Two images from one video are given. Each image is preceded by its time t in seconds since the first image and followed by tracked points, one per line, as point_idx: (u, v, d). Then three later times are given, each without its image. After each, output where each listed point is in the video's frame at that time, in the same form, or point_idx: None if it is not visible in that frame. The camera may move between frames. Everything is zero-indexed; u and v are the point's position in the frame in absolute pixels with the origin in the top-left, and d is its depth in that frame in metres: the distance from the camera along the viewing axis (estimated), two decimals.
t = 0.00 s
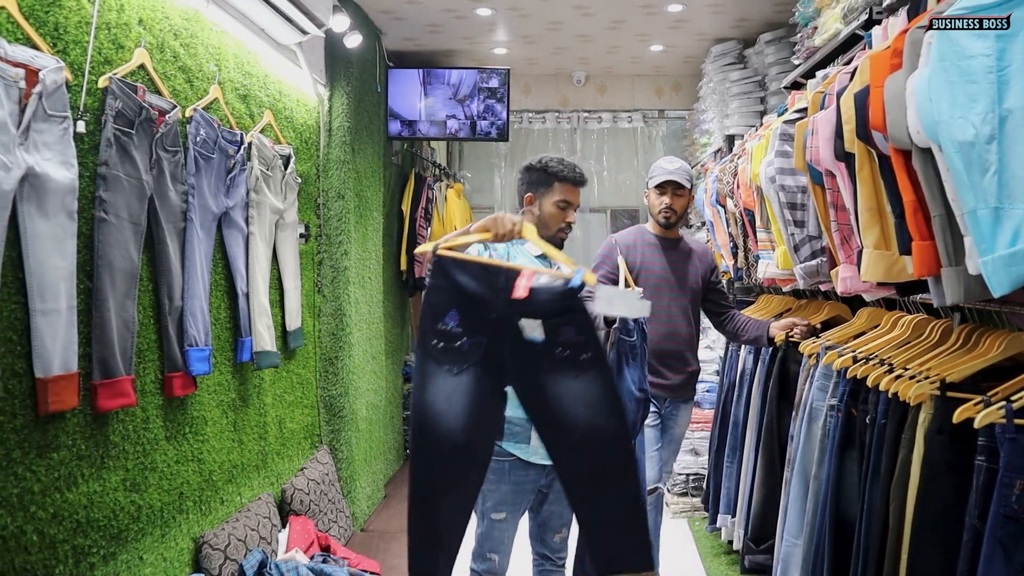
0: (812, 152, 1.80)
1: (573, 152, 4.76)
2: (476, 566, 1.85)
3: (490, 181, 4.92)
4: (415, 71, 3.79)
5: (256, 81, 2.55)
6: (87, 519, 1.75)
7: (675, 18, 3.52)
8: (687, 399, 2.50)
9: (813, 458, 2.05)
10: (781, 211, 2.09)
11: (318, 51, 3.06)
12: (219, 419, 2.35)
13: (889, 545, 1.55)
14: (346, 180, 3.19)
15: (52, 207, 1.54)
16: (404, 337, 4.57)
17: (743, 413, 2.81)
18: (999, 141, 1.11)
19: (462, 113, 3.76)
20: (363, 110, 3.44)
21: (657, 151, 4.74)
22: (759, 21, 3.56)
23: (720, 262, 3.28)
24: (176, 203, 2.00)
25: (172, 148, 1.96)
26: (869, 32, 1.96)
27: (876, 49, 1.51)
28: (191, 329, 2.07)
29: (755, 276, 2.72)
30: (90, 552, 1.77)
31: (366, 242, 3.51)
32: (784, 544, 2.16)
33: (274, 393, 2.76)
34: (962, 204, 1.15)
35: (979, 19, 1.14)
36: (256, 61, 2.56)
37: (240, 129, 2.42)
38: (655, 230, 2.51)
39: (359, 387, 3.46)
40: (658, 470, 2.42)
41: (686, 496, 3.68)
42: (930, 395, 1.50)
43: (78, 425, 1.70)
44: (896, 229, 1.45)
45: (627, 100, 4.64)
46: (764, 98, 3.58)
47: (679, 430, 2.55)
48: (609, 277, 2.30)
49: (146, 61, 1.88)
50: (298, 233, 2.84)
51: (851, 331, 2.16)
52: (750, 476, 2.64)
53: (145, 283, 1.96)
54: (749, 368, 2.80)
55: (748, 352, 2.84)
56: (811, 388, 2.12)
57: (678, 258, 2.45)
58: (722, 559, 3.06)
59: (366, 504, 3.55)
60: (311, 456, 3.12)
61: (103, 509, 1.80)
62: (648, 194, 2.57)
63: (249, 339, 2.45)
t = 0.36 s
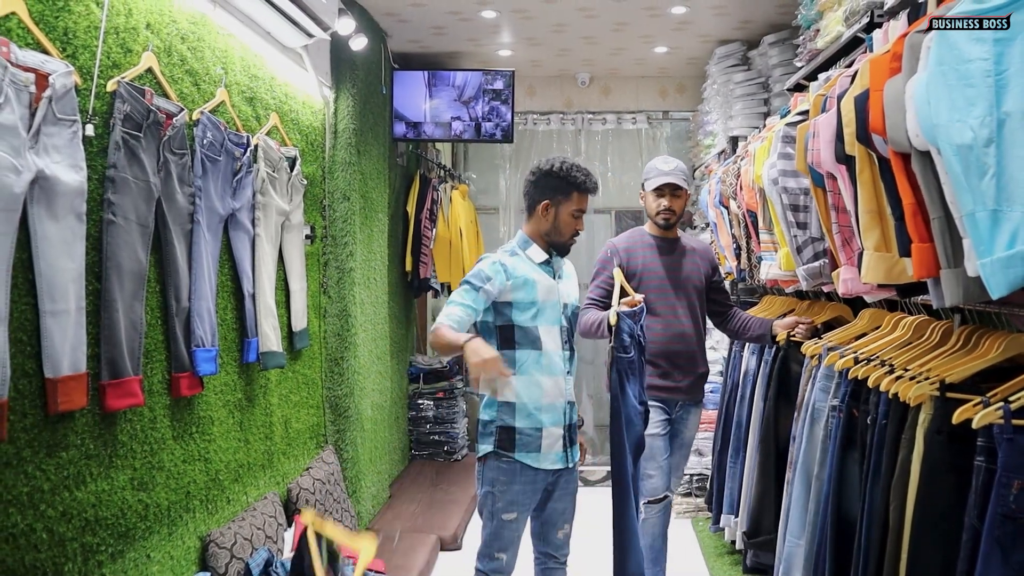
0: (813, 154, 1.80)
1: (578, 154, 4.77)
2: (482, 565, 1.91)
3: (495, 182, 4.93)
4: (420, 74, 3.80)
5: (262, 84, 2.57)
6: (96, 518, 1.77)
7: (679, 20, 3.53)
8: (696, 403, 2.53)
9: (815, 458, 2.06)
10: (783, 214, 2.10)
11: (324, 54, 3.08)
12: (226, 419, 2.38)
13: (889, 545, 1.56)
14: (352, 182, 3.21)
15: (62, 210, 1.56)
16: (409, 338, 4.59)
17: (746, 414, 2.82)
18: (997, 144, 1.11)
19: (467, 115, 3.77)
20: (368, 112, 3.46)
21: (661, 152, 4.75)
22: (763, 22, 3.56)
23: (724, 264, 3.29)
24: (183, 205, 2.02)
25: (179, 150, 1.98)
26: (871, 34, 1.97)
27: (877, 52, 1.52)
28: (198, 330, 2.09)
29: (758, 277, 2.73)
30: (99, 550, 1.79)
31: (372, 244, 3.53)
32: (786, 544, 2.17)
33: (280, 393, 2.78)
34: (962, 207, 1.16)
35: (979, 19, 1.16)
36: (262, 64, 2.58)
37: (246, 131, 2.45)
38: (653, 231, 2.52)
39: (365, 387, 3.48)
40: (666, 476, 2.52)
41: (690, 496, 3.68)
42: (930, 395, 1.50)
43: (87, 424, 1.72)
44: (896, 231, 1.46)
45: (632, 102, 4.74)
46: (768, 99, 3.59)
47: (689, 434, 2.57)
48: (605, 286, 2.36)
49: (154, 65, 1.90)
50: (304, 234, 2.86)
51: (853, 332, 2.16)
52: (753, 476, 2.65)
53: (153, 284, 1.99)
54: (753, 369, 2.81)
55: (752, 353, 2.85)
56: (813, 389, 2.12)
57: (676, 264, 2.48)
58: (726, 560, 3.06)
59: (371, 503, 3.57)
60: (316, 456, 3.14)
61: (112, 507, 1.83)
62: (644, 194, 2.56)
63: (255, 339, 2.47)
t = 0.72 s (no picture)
0: (813, 150, 1.82)
1: (582, 152, 4.79)
2: (486, 557, 1.93)
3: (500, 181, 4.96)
4: (425, 73, 3.83)
5: (269, 82, 2.60)
6: (105, 508, 1.80)
7: (682, 19, 3.54)
8: (705, 397, 2.55)
9: (816, 452, 2.08)
10: (785, 210, 2.12)
11: (330, 53, 3.11)
12: (233, 413, 2.40)
13: (888, 537, 1.58)
14: (357, 179, 3.24)
15: (72, 205, 1.59)
16: (414, 336, 4.61)
17: (748, 409, 2.83)
18: (992, 137, 1.13)
19: (472, 114, 3.80)
20: (374, 111, 3.49)
21: (665, 150, 4.76)
22: (766, 21, 3.58)
23: (726, 261, 3.31)
24: (191, 202, 2.05)
25: (187, 147, 2.01)
26: (870, 31, 1.98)
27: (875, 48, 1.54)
28: (206, 325, 2.12)
29: (760, 274, 2.75)
30: (108, 540, 1.82)
31: (377, 241, 3.56)
32: (788, 537, 2.18)
33: (286, 389, 2.81)
34: (957, 200, 1.17)
35: (979, 19, 1.18)
36: (269, 63, 2.61)
37: (253, 129, 2.48)
38: (652, 229, 2.57)
39: (370, 383, 3.51)
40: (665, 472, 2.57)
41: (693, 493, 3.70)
42: (928, 388, 1.52)
43: (97, 416, 1.75)
44: (895, 226, 1.47)
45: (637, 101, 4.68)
46: (771, 97, 3.61)
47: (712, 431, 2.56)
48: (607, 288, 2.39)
49: (162, 63, 1.93)
50: (310, 231, 2.89)
51: (852, 328, 2.18)
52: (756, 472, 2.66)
53: (161, 279, 2.02)
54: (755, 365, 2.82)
55: (754, 349, 2.86)
56: (815, 384, 2.14)
57: (676, 252, 2.52)
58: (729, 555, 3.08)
59: (377, 499, 3.60)
60: (322, 451, 3.17)
61: (121, 498, 1.86)
62: (665, 194, 2.49)
63: (261, 335, 2.50)
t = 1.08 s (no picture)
0: (817, 137, 1.82)
1: (588, 148, 4.80)
2: (495, 546, 1.94)
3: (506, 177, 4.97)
4: (431, 68, 3.85)
5: (276, 74, 2.62)
6: (113, 494, 1.82)
7: (688, 14, 3.54)
8: (712, 387, 2.56)
9: (822, 441, 2.07)
10: (790, 199, 2.12)
11: (336, 46, 3.13)
12: (240, 403, 2.42)
13: (894, 523, 1.58)
14: (363, 173, 3.26)
15: (82, 191, 1.61)
16: (420, 331, 4.62)
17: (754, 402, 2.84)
18: (996, 119, 1.13)
19: (478, 108, 3.81)
20: (380, 105, 3.51)
21: (671, 146, 4.76)
22: (772, 15, 3.58)
23: (732, 254, 3.31)
24: (199, 191, 2.07)
25: (195, 137, 2.03)
26: (875, 19, 1.98)
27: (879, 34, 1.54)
28: (213, 314, 2.14)
29: (766, 266, 2.75)
30: (116, 526, 1.84)
31: (383, 235, 3.58)
32: (794, 528, 2.18)
33: (293, 380, 2.83)
34: (961, 181, 1.17)
35: (980, 19, 1.18)
36: (276, 55, 2.63)
37: (261, 121, 2.50)
38: (657, 220, 2.56)
39: (376, 376, 3.52)
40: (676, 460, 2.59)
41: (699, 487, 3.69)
42: (933, 372, 1.52)
43: (105, 402, 1.77)
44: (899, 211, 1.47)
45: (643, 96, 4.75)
46: (777, 91, 3.61)
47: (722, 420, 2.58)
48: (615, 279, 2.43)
49: (170, 53, 1.95)
50: (316, 224, 2.91)
51: (857, 317, 2.18)
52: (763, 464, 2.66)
53: (169, 268, 2.04)
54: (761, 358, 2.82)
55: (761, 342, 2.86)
56: (820, 373, 2.14)
57: (680, 243, 2.52)
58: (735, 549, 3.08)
59: (383, 492, 3.61)
60: (329, 443, 3.19)
61: (129, 484, 1.87)
62: (671, 186, 2.48)
63: (268, 325, 2.52)
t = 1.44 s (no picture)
0: (834, 126, 1.80)
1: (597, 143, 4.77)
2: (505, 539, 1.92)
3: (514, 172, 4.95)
4: (440, 62, 3.83)
5: (286, 67, 2.61)
6: (124, 485, 1.81)
7: (698, 7, 3.52)
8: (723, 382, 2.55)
9: (836, 435, 2.05)
10: (804, 190, 2.09)
11: (345, 39, 3.12)
12: (250, 396, 2.42)
13: (912, 516, 1.55)
14: (373, 167, 3.25)
15: (93, 180, 1.60)
16: (428, 327, 4.61)
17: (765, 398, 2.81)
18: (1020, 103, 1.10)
19: (487, 103, 3.79)
20: (389, 99, 3.50)
21: (681, 141, 4.73)
22: (783, 9, 3.55)
23: (744, 249, 3.28)
24: (210, 182, 2.06)
25: (205, 128, 2.02)
26: (891, 7, 1.96)
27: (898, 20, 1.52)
28: (223, 305, 2.13)
29: (778, 259, 2.72)
30: (127, 517, 1.83)
31: (393, 229, 3.57)
32: (808, 523, 2.16)
33: (302, 374, 2.82)
34: (984, 166, 1.15)
35: (979, 19, 1.16)
36: (286, 47, 2.63)
37: (271, 113, 2.49)
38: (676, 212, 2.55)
39: (385, 371, 3.51)
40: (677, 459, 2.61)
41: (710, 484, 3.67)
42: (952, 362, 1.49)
43: (116, 392, 1.77)
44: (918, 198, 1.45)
45: (652, 90, 4.72)
46: (788, 85, 3.58)
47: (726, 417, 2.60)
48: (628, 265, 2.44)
49: (181, 43, 1.94)
50: (326, 218, 2.90)
51: (872, 310, 2.15)
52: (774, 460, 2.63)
53: (180, 259, 2.03)
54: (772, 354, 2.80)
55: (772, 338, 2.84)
56: (835, 366, 2.11)
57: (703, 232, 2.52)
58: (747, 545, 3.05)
59: (392, 487, 3.60)
60: (338, 438, 3.18)
61: (140, 476, 1.87)
62: (689, 177, 2.45)
63: (278, 318, 2.51)
